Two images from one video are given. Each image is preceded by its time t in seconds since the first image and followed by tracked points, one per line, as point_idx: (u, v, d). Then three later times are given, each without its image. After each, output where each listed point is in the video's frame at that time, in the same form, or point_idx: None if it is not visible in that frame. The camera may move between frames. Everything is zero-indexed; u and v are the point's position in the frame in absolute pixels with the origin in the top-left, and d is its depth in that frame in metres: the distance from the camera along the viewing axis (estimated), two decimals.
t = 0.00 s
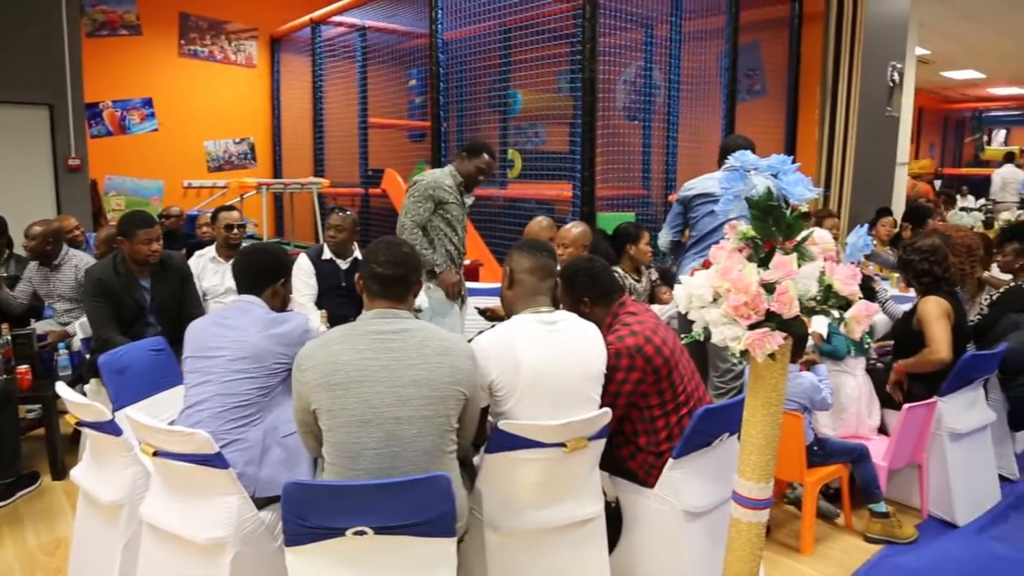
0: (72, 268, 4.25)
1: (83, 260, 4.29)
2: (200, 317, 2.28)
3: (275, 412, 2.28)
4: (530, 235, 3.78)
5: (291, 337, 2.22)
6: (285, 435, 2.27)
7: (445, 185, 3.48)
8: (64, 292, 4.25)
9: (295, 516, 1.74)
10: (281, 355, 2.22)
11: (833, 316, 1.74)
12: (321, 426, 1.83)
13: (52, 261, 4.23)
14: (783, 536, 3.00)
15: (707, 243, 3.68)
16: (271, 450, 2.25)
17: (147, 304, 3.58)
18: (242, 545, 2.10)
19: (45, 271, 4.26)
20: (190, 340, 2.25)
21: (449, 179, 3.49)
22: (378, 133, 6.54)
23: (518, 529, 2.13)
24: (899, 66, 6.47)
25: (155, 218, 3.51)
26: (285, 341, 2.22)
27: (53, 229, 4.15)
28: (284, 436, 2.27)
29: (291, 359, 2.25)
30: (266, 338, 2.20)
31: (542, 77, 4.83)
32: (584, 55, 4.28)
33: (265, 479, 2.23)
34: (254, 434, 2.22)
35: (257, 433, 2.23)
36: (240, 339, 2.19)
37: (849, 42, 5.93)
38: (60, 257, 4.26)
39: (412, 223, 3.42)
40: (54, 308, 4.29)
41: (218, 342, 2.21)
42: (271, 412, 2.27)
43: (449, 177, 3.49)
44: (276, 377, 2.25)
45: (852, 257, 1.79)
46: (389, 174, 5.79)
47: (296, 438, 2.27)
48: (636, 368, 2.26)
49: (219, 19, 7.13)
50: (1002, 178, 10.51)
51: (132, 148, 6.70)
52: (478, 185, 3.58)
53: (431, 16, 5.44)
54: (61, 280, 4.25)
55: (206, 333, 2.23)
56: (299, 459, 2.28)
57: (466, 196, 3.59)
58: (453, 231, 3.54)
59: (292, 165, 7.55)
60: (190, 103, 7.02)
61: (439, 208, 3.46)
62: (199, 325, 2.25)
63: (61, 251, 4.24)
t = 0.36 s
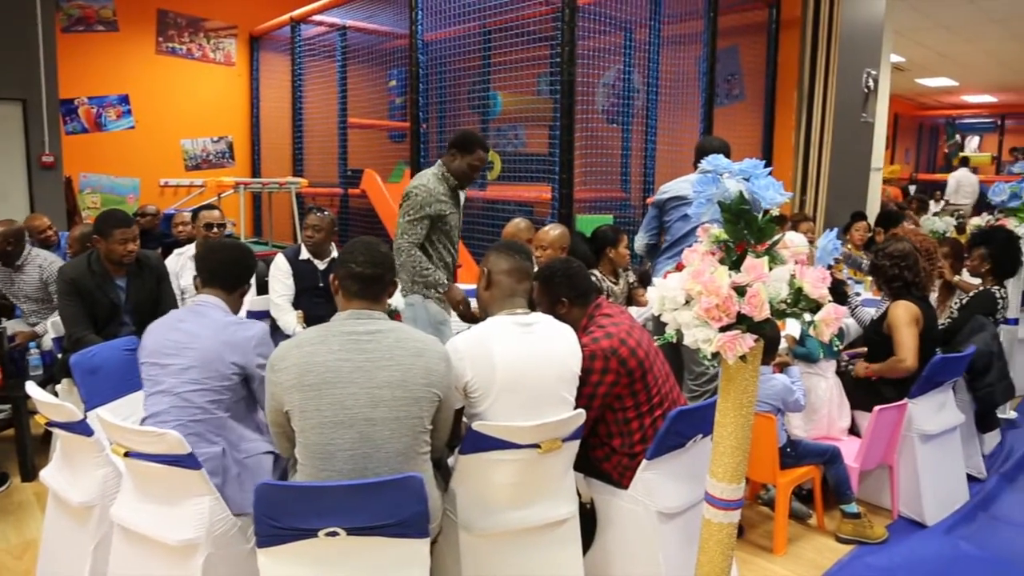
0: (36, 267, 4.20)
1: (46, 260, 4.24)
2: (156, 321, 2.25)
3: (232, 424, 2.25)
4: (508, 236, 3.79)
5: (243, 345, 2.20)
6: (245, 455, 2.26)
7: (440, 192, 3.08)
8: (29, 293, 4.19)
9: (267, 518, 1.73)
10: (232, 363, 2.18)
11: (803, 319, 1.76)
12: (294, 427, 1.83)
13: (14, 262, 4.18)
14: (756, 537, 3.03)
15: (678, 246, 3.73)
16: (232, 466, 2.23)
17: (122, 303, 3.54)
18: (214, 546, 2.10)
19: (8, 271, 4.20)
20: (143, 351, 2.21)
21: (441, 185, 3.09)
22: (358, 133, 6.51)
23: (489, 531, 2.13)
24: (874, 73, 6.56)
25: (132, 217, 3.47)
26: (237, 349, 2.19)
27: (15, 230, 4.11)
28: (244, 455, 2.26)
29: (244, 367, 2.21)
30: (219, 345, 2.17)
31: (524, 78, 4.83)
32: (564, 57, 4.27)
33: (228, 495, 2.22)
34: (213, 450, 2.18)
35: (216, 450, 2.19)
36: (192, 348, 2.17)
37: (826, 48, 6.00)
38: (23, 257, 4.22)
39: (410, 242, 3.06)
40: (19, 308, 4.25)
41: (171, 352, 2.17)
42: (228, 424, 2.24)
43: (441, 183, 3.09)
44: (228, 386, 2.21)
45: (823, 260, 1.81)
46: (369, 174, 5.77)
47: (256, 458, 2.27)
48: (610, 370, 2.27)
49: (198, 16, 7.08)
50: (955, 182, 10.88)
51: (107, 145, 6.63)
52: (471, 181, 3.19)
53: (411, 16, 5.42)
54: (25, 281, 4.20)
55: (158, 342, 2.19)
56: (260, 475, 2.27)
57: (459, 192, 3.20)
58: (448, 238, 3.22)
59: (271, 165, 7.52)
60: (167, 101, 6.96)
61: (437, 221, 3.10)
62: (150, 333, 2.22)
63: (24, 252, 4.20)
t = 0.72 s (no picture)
0: (6, 271, 4.02)
1: (18, 263, 4.08)
2: (140, 323, 2.18)
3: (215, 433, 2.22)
4: (492, 237, 3.80)
5: (226, 357, 2.14)
6: (228, 465, 2.24)
7: (425, 199, 3.06)
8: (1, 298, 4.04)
9: (251, 519, 1.73)
10: (217, 377, 2.13)
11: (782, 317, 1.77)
12: (276, 427, 1.83)
13: None
14: (739, 535, 3.05)
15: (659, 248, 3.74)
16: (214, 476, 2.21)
17: (103, 305, 3.52)
18: (198, 548, 2.08)
19: None
20: (124, 358, 2.16)
21: (428, 191, 3.06)
22: (342, 134, 6.49)
23: (474, 531, 2.13)
24: (856, 75, 6.63)
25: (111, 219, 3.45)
26: (220, 362, 2.14)
27: None
28: (227, 466, 2.24)
29: (227, 379, 2.15)
30: (202, 357, 2.13)
31: (508, 79, 4.85)
32: (548, 58, 4.27)
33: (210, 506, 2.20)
34: (197, 462, 2.16)
35: (199, 463, 2.16)
36: (175, 359, 2.12)
37: (808, 50, 6.05)
38: None
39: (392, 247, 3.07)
40: None
41: (152, 362, 2.13)
42: (212, 434, 2.21)
43: (428, 189, 3.06)
44: (211, 399, 2.16)
45: (802, 259, 1.82)
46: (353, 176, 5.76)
47: (239, 468, 2.25)
48: (593, 372, 2.28)
49: (180, 17, 7.04)
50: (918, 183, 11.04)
51: (88, 147, 6.57)
52: (463, 188, 3.14)
53: (395, 18, 5.41)
54: None
55: (140, 350, 2.14)
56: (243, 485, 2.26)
57: (449, 198, 3.16)
58: (435, 242, 3.21)
59: (255, 166, 7.51)
60: (150, 103, 6.92)
61: (421, 227, 3.09)
62: (131, 339, 2.16)
63: None
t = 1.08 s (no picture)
0: None
1: None
2: (113, 314, 2.15)
3: (188, 430, 2.18)
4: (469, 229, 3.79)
5: (198, 355, 2.09)
6: (200, 461, 2.21)
7: (398, 189, 3.05)
8: None
9: (226, 510, 1.72)
10: (189, 375, 2.08)
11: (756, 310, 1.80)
12: (249, 417, 1.83)
13: None
14: (713, 525, 3.09)
15: (634, 242, 3.78)
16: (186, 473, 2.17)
17: (76, 296, 3.48)
18: (173, 541, 2.07)
19: None
20: (97, 351, 2.12)
21: (401, 182, 3.06)
22: (320, 126, 6.45)
23: (451, 522, 2.14)
24: (832, 74, 6.71)
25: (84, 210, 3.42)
26: (192, 360, 2.08)
27: None
28: (199, 462, 2.21)
29: (199, 377, 2.10)
30: (173, 353, 2.07)
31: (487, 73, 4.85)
32: (528, 51, 4.27)
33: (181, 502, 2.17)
34: (169, 459, 2.12)
35: (171, 461, 2.12)
36: (146, 354, 2.08)
37: (786, 49, 6.10)
38: None
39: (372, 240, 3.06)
40: None
41: (124, 357, 2.08)
42: (184, 431, 2.17)
43: (400, 180, 3.06)
44: (183, 396, 2.11)
45: (777, 253, 1.83)
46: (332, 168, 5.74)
47: (212, 465, 2.22)
48: (576, 359, 2.30)
49: (157, 5, 6.94)
50: (869, 182, 11.05)
51: (61, 135, 6.47)
52: (436, 177, 3.12)
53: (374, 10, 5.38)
54: None
55: (113, 344, 2.10)
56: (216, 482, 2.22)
57: (425, 187, 3.15)
58: (417, 234, 3.21)
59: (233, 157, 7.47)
60: (125, 91, 6.83)
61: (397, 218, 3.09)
62: (104, 332, 2.13)
63: None
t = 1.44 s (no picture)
0: None
1: None
2: (73, 322, 2.11)
3: (151, 441, 2.10)
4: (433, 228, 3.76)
5: (158, 363, 2.03)
6: (165, 472, 2.13)
7: (399, 197, 2.99)
8: None
9: (194, 516, 1.70)
10: (151, 386, 2.03)
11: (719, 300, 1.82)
12: (213, 414, 1.88)
13: None
14: (682, 513, 3.13)
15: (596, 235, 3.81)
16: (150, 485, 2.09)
17: (31, 305, 3.40)
18: (140, 552, 2.04)
19: None
20: (57, 362, 2.07)
21: (401, 189, 3.00)
22: (279, 128, 6.35)
23: (424, 520, 2.14)
24: (787, 69, 6.86)
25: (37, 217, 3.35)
26: (153, 368, 2.03)
27: None
28: (163, 473, 2.12)
29: (161, 385, 2.05)
30: (134, 361, 2.02)
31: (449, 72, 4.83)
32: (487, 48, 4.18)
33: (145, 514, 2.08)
34: (132, 470, 2.05)
35: (134, 472, 2.05)
36: (106, 363, 2.03)
37: (742, 43, 6.20)
38: None
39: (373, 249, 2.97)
40: None
41: (84, 367, 2.04)
42: (147, 442, 2.09)
43: (400, 187, 3.00)
44: (144, 407, 2.05)
45: (736, 242, 1.90)
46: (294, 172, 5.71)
47: (176, 475, 2.14)
48: (556, 349, 2.31)
49: (109, 5, 6.79)
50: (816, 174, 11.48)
51: (11, 140, 6.29)
52: (430, 183, 3.10)
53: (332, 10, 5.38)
54: None
55: (73, 354, 2.05)
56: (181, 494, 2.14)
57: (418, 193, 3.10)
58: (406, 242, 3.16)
59: (191, 161, 7.40)
60: (77, 94, 6.67)
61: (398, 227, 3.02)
62: (64, 342, 2.08)
63: None
